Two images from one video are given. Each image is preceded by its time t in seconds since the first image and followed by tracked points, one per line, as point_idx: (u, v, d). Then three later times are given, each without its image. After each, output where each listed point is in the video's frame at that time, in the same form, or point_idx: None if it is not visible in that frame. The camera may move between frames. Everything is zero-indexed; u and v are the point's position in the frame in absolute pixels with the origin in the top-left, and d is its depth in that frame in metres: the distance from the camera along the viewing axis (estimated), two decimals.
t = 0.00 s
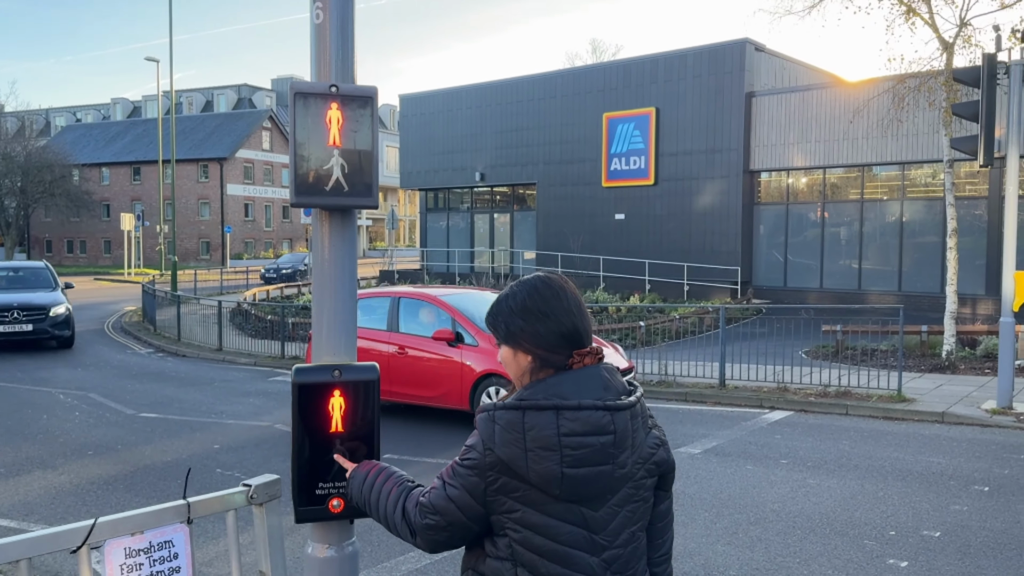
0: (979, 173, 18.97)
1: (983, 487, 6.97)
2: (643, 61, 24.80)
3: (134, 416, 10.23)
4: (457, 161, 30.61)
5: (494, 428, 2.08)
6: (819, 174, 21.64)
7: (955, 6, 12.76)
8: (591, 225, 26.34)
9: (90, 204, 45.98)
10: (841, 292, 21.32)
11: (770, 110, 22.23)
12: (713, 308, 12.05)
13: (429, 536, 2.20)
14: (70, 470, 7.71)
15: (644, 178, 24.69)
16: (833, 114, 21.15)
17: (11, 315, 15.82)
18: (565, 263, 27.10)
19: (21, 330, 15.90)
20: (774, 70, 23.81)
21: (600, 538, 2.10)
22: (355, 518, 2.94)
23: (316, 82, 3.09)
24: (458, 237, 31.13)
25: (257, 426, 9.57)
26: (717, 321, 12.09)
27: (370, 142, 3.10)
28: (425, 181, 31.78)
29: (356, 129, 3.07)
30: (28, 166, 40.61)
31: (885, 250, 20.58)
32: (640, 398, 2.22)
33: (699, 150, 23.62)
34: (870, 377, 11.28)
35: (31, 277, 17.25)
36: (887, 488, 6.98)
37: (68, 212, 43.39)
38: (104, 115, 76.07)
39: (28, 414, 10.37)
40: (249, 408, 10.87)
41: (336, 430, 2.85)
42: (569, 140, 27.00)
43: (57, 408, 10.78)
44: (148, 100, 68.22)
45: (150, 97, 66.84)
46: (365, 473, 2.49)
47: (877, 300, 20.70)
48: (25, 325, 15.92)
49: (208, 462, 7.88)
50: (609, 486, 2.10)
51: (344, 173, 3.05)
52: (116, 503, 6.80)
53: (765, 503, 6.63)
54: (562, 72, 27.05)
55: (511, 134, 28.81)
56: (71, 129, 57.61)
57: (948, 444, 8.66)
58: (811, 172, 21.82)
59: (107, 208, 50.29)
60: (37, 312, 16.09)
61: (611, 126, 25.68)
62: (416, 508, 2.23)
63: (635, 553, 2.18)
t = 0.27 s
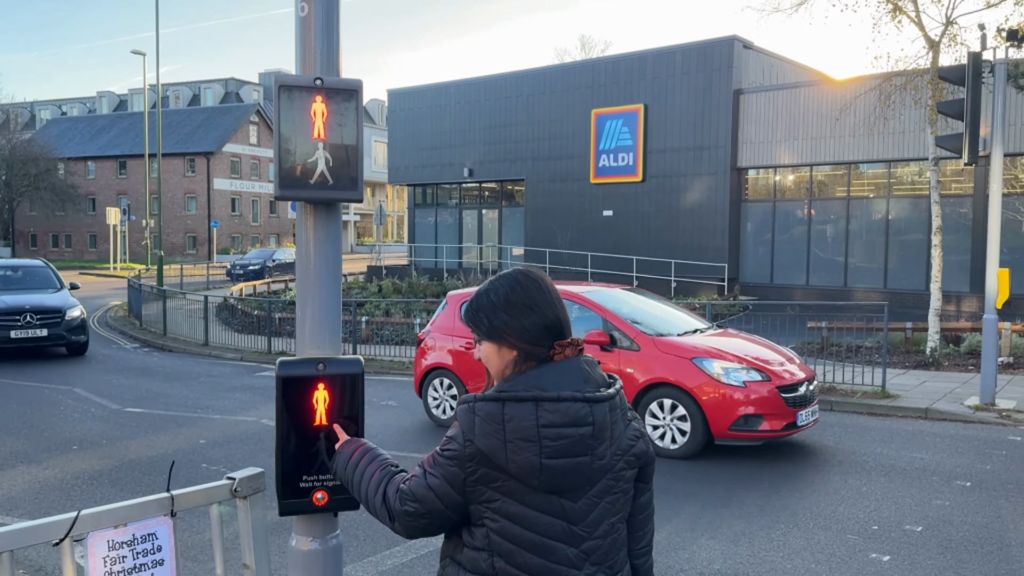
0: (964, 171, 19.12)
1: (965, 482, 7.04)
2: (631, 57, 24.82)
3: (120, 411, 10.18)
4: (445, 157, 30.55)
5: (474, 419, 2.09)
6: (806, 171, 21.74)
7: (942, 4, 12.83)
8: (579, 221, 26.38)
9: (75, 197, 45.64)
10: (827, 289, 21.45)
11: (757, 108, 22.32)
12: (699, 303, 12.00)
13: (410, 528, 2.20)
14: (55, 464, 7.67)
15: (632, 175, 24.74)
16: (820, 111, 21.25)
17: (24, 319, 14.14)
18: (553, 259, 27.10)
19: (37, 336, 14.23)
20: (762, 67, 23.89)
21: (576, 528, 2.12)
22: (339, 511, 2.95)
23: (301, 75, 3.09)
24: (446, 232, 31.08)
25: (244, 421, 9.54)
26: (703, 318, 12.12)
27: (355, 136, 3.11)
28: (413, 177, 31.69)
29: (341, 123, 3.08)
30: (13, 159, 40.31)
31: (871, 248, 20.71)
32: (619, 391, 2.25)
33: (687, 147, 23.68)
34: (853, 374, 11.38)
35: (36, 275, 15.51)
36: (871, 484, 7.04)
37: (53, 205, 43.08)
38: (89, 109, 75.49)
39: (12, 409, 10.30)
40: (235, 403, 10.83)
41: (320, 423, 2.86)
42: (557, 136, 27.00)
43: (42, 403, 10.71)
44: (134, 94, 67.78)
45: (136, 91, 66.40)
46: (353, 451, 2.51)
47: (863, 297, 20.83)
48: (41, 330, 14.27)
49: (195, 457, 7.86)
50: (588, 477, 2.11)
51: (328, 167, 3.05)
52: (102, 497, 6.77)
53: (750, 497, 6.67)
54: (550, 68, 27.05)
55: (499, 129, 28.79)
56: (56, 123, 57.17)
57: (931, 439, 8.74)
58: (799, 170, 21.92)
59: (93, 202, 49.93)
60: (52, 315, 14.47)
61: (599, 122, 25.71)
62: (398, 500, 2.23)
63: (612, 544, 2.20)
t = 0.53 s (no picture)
0: (953, 168, 19.25)
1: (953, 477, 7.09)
2: (623, 53, 24.83)
3: (109, 406, 10.16)
4: (437, 152, 30.51)
5: (457, 414, 2.10)
6: (797, 168, 21.81)
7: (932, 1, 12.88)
8: (571, 217, 26.40)
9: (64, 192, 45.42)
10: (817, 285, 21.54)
11: (749, 104, 22.36)
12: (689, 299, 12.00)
13: (397, 524, 2.22)
14: (43, 459, 7.64)
15: (624, 171, 24.77)
16: (811, 107, 21.31)
17: (57, 322, 12.33)
18: (544, 255, 27.11)
19: (71, 342, 12.47)
20: (754, 64, 23.93)
21: (562, 520, 2.13)
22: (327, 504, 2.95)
23: (289, 67, 3.09)
24: (438, 228, 31.05)
25: (234, 416, 9.51)
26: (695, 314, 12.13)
27: (343, 129, 3.11)
28: (405, 172, 31.63)
29: (329, 115, 3.08)
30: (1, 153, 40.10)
31: (862, 244, 20.80)
32: (601, 381, 2.25)
33: (679, 143, 23.72)
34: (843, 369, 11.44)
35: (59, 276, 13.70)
36: (860, 478, 7.08)
37: (42, 199, 42.87)
38: (79, 103, 75.05)
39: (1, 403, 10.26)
40: (226, 398, 10.81)
41: (308, 416, 2.86)
42: (549, 132, 27.00)
43: (31, 398, 10.67)
44: (124, 88, 67.46)
45: (126, 85, 66.05)
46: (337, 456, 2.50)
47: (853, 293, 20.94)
48: (77, 336, 12.51)
49: (184, 452, 7.84)
50: (570, 469, 2.13)
51: (317, 159, 3.06)
52: (91, 492, 6.76)
53: (739, 491, 6.71)
54: (543, 64, 27.03)
55: (491, 125, 28.75)
56: (45, 117, 56.81)
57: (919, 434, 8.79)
58: (789, 166, 21.99)
59: (82, 197, 49.64)
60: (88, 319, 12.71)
61: (591, 118, 25.71)
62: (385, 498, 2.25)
63: (598, 535, 2.21)
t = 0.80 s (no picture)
0: (946, 166, 19.32)
1: (943, 473, 7.12)
2: (618, 49, 24.81)
3: (102, 402, 10.14)
4: (431, 148, 30.47)
5: (444, 408, 2.10)
6: (791, 165, 21.85)
7: None
8: (565, 214, 26.39)
9: (56, 187, 45.23)
10: (810, 283, 21.58)
11: (743, 101, 22.39)
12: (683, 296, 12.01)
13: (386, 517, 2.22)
14: (35, 455, 7.62)
15: (618, 168, 24.78)
16: (805, 104, 21.34)
17: (117, 330, 10.75)
18: (538, 252, 27.11)
19: (134, 351, 10.89)
20: (748, 61, 23.95)
21: (548, 513, 2.14)
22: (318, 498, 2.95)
23: (279, 61, 3.08)
24: (432, 224, 31.01)
25: (226, 412, 9.50)
26: (688, 310, 12.13)
27: (334, 123, 3.11)
28: (399, 168, 31.58)
29: (319, 110, 3.07)
30: None
31: (855, 241, 20.84)
32: (588, 375, 2.25)
33: (673, 139, 23.73)
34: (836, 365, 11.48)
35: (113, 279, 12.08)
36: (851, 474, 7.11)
37: (34, 194, 42.71)
38: (71, 97, 74.77)
39: None
40: (218, 394, 10.79)
41: (298, 411, 2.86)
42: (544, 129, 26.98)
43: (23, 393, 10.65)
44: (117, 83, 67.20)
45: (119, 80, 65.80)
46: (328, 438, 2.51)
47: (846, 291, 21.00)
48: (138, 345, 10.92)
49: (177, 448, 7.82)
50: (556, 463, 2.13)
51: (307, 154, 3.05)
52: (82, 487, 6.74)
53: (731, 487, 6.73)
54: (537, 60, 27.00)
55: (485, 121, 28.72)
56: (38, 112, 56.60)
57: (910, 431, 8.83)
58: (783, 163, 22.02)
59: (75, 192, 49.43)
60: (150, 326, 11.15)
61: (585, 115, 25.71)
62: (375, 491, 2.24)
63: (584, 527, 2.21)
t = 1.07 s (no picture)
0: (940, 163, 19.36)
1: (937, 469, 7.14)
2: (613, 46, 24.80)
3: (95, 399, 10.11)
4: (425, 145, 30.45)
5: (477, 404, 2.01)
6: (785, 162, 21.87)
7: None
8: (560, 211, 26.39)
9: (50, 184, 45.08)
10: (804, 279, 21.60)
11: (737, 97, 22.41)
12: (679, 293, 12.09)
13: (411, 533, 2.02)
14: (28, 452, 7.60)
15: (613, 165, 24.79)
16: (800, 101, 21.37)
17: (210, 343, 9.08)
18: (533, 248, 27.13)
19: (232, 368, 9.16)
20: (742, 58, 23.96)
21: (567, 504, 2.12)
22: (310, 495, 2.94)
23: (270, 56, 3.07)
24: (426, 221, 30.98)
25: (220, 409, 9.47)
26: (681, 307, 12.17)
27: (326, 118, 3.10)
28: (394, 165, 31.54)
29: (310, 105, 3.07)
30: None
31: (849, 238, 20.88)
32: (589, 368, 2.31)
33: (667, 137, 23.75)
34: (829, 362, 11.49)
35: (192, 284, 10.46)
36: (844, 470, 7.12)
37: (27, 191, 42.57)
38: (64, 94, 74.54)
39: None
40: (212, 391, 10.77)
41: (290, 407, 2.85)
42: (538, 125, 26.96)
43: (16, 390, 10.62)
44: (111, 79, 67.00)
45: (113, 76, 65.60)
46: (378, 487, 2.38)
47: (840, 287, 21.04)
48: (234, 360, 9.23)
49: (170, 445, 7.81)
50: (579, 453, 2.14)
51: (299, 150, 3.06)
52: (75, 484, 6.72)
53: (724, 483, 6.74)
54: (532, 57, 26.98)
55: (480, 118, 28.69)
56: (31, 108, 56.36)
57: (904, 427, 8.84)
58: (777, 160, 22.05)
59: (68, 188, 49.24)
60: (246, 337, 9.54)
61: (580, 112, 25.70)
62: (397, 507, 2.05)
63: (588, 519, 2.22)
